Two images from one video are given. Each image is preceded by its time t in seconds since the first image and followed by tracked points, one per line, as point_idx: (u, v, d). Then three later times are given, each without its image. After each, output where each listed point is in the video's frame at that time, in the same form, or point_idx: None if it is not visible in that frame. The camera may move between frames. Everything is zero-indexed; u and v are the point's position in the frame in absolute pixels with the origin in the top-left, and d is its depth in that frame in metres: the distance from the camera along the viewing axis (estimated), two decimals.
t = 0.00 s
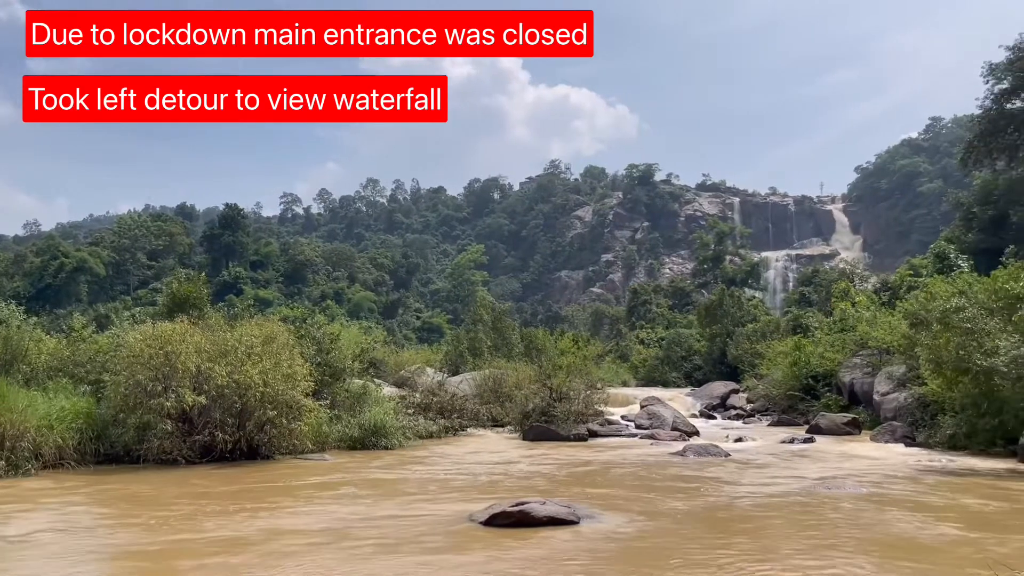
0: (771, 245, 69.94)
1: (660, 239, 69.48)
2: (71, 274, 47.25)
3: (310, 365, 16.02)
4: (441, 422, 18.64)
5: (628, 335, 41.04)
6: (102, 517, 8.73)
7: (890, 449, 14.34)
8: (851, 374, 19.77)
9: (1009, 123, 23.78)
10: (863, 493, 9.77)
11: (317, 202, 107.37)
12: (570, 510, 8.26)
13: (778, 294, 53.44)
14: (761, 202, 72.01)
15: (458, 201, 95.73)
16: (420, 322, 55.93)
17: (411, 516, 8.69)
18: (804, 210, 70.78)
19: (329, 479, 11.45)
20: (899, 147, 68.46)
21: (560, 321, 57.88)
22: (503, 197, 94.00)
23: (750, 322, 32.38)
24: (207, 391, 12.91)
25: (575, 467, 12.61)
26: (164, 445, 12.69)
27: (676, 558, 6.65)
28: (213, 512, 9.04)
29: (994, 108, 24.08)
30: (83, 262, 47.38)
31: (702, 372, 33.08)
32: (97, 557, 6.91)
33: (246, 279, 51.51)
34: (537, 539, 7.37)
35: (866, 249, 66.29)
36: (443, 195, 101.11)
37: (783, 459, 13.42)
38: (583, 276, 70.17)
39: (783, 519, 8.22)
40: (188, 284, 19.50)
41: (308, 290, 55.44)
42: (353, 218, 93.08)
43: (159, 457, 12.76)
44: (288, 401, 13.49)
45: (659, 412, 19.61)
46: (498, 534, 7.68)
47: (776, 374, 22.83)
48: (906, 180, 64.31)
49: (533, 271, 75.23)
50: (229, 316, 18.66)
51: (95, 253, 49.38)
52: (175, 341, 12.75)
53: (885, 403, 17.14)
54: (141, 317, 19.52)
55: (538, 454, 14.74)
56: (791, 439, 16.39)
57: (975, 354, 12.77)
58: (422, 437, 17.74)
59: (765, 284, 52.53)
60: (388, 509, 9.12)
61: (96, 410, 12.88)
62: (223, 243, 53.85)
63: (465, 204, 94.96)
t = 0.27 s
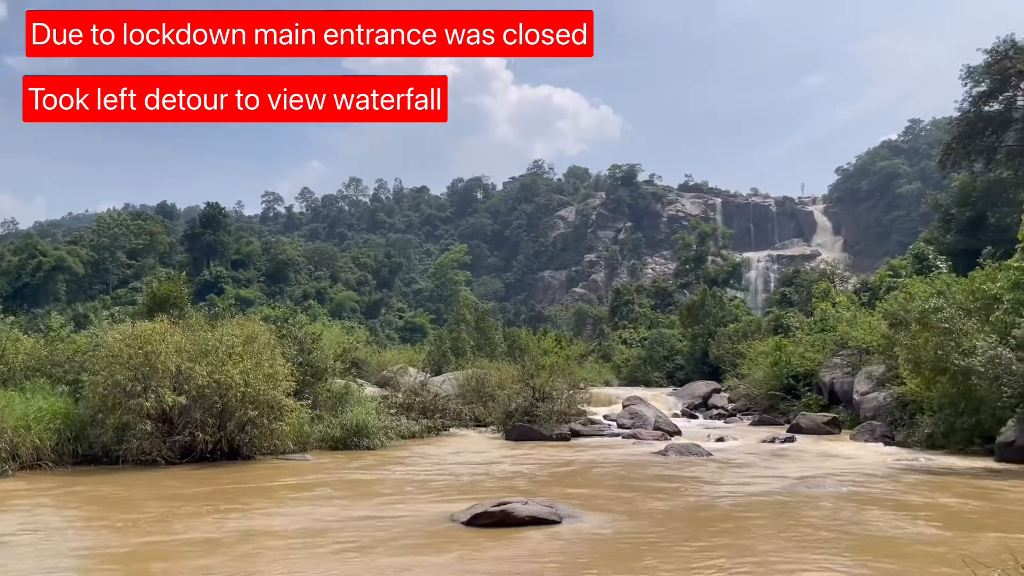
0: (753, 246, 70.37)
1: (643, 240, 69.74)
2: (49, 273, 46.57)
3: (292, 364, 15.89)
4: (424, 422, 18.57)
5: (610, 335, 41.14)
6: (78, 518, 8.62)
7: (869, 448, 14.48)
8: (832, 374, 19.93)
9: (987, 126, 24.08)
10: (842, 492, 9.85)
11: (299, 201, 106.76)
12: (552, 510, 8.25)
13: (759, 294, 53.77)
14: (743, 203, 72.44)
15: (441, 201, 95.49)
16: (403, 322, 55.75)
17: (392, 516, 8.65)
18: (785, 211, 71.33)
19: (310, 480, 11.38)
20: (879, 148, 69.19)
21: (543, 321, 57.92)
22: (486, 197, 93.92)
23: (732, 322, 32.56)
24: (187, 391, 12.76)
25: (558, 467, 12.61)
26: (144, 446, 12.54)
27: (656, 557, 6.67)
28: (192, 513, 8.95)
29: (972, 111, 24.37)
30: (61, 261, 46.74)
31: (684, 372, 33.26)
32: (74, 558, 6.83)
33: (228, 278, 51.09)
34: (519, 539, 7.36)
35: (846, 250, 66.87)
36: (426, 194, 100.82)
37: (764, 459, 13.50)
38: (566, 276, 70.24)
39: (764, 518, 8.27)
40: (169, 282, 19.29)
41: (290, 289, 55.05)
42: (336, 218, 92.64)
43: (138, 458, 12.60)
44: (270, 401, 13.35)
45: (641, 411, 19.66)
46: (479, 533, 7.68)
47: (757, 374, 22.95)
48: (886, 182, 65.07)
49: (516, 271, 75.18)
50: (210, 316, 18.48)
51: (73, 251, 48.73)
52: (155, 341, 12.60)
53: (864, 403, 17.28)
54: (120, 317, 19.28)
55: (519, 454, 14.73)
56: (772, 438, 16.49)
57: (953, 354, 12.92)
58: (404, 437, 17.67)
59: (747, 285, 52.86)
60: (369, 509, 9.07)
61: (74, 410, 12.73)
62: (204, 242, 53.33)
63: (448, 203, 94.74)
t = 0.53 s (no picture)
0: (734, 246, 70.68)
1: (625, 240, 69.95)
2: (26, 272, 45.90)
3: (273, 365, 15.74)
4: (406, 422, 18.49)
5: (593, 335, 41.21)
6: (54, 520, 8.49)
7: (848, 448, 14.59)
8: (812, 374, 20.07)
9: (966, 129, 24.39)
10: (822, 490, 9.93)
11: (281, 200, 106.06)
12: (534, 509, 8.25)
13: (741, 295, 54.10)
14: (724, 204, 72.86)
15: (424, 201, 95.22)
16: (386, 322, 55.54)
17: (373, 517, 8.59)
18: (766, 212, 71.81)
19: (291, 480, 11.29)
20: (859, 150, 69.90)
21: (526, 321, 57.93)
22: (470, 197, 93.80)
23: (713, 322, 32.73)
24: (167, 392, 12.61)
25: (540, 467, 12.60)
26: (122, 447, 12.38)
27: (638, 556, 6.68)
28: (171, 514, 8.85)
29: (951, 114, 24.67)
30: (38, 260, 46.04)
31: (666, 372, 33.41)
32: (50, 560, 6.72)
33: (208, 278, 50.60)
34: (501, 539, 7.34)
35: (827, 250, 67.45)
36: (408, 194, 100.50)
37: (745, 458, 13.57)
38: (549, 276, 70.30)
39: (745, 517, 8.31)
40: (148, 282, 19.06)
41: (271, 289, 54.62)
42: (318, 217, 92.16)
43: (117, 459, 12.45)
44: (251, 402, 13.21)
45: (623, 411, 19.70)
46: (461, 533, 7.65)
47: (738, 373, 23.08)
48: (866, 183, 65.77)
49: (499, 271, 75.13)
50: (189, 315, 18.28)
51: (51, 250, 48.02)
52: (134, 340, 12.43)
53: (844, 402, 17.40)
54: (98, 317, 19.02)
55: (502, 454, 14.71)
56: (753, 438, 16.58)
57: (932, 353, 13.04)
58: (387, 438, 17.58)
59: (728, 285, 53.21)
60: (350, 510, 9.01)
61: (52, 411, 12.55)
62: (184, 242, 52.77)
63: (431, 203, 94.47)
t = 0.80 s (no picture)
0: (716, 247, 71.01)
1: (608, 241, 70.14)
2: (4, 271, 45.30)
3: (254, 365, 15.58)
4: (388, 423, 18.41)
5: (576, 335, 41.25)
6: (29, 523, 8.34)
7: (828, 447, 14.70)
8: (793, 374, 20.22)
9: (944, 131, 24.71)
10: (803, 490, 9.99)
11: (262, 199, 105.31)
12: (516, 510, 8.22)
13: (723, 295, 54.42)
14: (706, 205, 73.25)
15: (407, 201, 94.96)
16: (368, 322, 55.32)
17: (354, 518, 8.52)
18: (748, 213, 72.25)
19: (272, 481, 11.18)
20: (839, 152, 70.62)
21: (508, 321, 57.89)
22: (452, 197, 93.62)
23: (695, 322, 32.87)
24: (146, 392, 12.45)
25: (523, 467, 12.58)
26: (101, 448, 12.22)
27: (620, 556, 6.67)
28: (149, 516, 8.74)
29: (929, 116, 24.97)
30: (15, 260, 45.37)
31: (648, 372, 33.53)
32: (24, 564, 6.60)
33: (189, 277, 50.10)
34: (483, 539, 7.31)
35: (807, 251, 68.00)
36: (391, 194, 100.14)
37: (726, 458, 13.63)
38: (532, 276, 70.32)
39: (726, 517, 8.33)
40: (127, 282, 18.83)
41: (253, 288, 54.17)
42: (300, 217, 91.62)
43: (95, 460, 12.28)
44: (231, 402, 13.07)
45: (606, 411, 19.72)
46: (443, 533, 7.61)
47: (720, 373, 23.20)
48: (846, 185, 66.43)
49: (482, 271, 75.06)
50: (169, 315, 18.08)
51: (28, 250, 47.34)
52: (112, 341, 12.25)
53: (825, 402, 17.51)
54: (76, 317, 18.78)
55: (484, 454, 14.67)
56: (734, 437, 16.65)
57: (911, 353, 13.16)
58: (369, 438, 17.49)
59: (710, 285, 53.50)
60: (331, 511, 8.93)
61: (29, 412, 12.37)
62: (164, 241, 52.21)
63: (414, 203, 94.22)
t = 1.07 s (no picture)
0: (698, 248, 71.38)
1: (591, 241, 70.29)
2: None
3: (235, 366, 15.44)
4: (371, 423, 18.34)
5: (558, 335, 41.29)
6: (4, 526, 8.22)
7: (809, 447, 14.81)
8: (774, 374, 20.36)
9: (923, 133, 24.97)
10: (784, 489, 10.05)
11: (244, 198, 104.54)
12: (499, 510, 8.20)
13: (705, 295, 54.71)
14: (688, 206, 73.58)
15: (390, 200, 94.65)
16: (350, 322, 55.10)
17: (336, 519, 8.47)
18: (730, 213, 72.62)
19: (253, 483, 11.09)
20: (820, 154, 71.28)
21: (492, 321, 57.82)
22: (436, 197, 93.40)
23: (677, 322, 33.01)
24: (126, 393, 12.29)
25: (505, 467, 12.57)
26: (79, 449, 12.09)
27: (603, 556, 6.67)
28: (128, 518, 8.63)
29: (908, 118, 25.23)
30: None
31: (631, 372, 33.66)
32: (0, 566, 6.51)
33: (169, 277, 49.59)
34: (465, 540, 7.29)
35: (789, 252, 68.51)
36: (374, 193, 99.75)
37: (708, 457, 13.69)
38: (515, 276, 70.32)
39: (708, 516, 8.36)
40: (106, 281, 18.59)
41: (234, 288, 53.73)
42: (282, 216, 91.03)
43: (73, 461, 12.15)
44: (212, 403, 12.94)
45: (588, 410, 19.75)
46: (425, 534, 7.58)
47: (702, 373, 23.30)
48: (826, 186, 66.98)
49: (466, 271, 74.92)
50: (149, 314, 17.87)
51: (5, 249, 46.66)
52: (91, 340, 12.09)
53: (805, 402, 17.64)
54: (54, 317, 18.54)
55: (467, 454, 14.64)
56: (716, 437, 16.72)
57: (890, 353, 13.29)
58: (351, 438, 17.42)
59: (692, 285, 53.75)
60: (312, 512, 8.87)
61: (6, 412, 12.21)
62: (144, 240, 51.66)
63: (397, 203, 93.94)
